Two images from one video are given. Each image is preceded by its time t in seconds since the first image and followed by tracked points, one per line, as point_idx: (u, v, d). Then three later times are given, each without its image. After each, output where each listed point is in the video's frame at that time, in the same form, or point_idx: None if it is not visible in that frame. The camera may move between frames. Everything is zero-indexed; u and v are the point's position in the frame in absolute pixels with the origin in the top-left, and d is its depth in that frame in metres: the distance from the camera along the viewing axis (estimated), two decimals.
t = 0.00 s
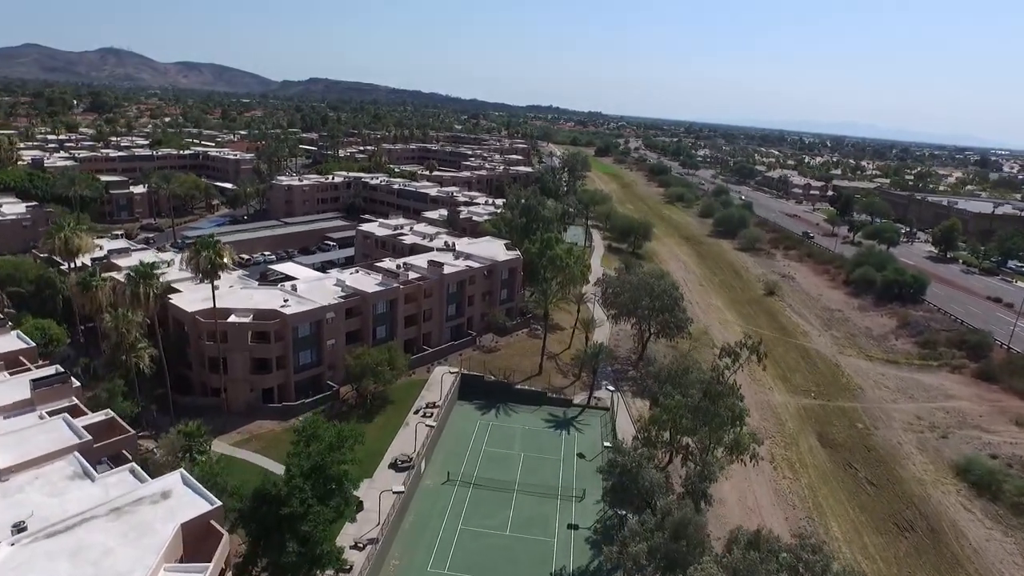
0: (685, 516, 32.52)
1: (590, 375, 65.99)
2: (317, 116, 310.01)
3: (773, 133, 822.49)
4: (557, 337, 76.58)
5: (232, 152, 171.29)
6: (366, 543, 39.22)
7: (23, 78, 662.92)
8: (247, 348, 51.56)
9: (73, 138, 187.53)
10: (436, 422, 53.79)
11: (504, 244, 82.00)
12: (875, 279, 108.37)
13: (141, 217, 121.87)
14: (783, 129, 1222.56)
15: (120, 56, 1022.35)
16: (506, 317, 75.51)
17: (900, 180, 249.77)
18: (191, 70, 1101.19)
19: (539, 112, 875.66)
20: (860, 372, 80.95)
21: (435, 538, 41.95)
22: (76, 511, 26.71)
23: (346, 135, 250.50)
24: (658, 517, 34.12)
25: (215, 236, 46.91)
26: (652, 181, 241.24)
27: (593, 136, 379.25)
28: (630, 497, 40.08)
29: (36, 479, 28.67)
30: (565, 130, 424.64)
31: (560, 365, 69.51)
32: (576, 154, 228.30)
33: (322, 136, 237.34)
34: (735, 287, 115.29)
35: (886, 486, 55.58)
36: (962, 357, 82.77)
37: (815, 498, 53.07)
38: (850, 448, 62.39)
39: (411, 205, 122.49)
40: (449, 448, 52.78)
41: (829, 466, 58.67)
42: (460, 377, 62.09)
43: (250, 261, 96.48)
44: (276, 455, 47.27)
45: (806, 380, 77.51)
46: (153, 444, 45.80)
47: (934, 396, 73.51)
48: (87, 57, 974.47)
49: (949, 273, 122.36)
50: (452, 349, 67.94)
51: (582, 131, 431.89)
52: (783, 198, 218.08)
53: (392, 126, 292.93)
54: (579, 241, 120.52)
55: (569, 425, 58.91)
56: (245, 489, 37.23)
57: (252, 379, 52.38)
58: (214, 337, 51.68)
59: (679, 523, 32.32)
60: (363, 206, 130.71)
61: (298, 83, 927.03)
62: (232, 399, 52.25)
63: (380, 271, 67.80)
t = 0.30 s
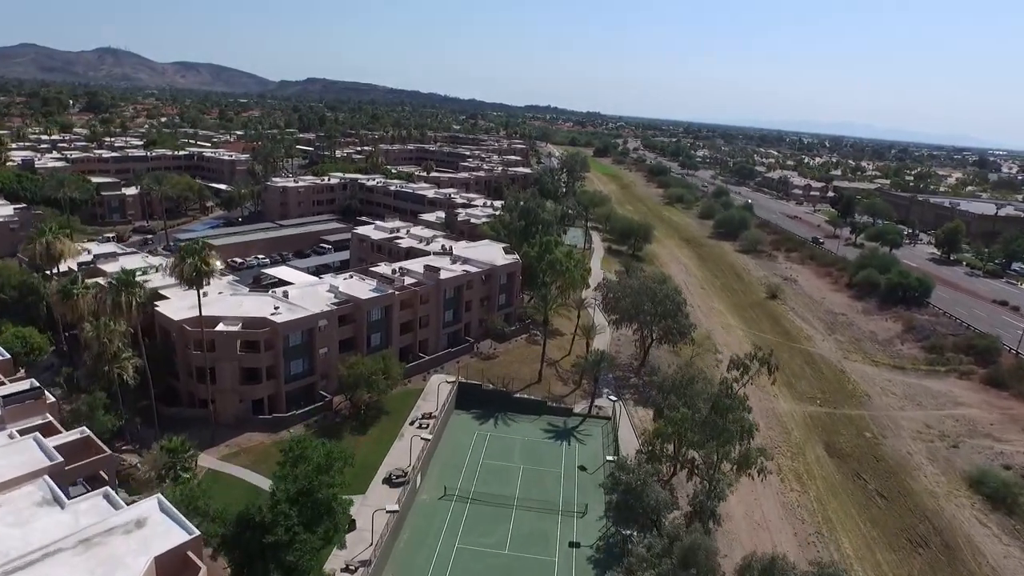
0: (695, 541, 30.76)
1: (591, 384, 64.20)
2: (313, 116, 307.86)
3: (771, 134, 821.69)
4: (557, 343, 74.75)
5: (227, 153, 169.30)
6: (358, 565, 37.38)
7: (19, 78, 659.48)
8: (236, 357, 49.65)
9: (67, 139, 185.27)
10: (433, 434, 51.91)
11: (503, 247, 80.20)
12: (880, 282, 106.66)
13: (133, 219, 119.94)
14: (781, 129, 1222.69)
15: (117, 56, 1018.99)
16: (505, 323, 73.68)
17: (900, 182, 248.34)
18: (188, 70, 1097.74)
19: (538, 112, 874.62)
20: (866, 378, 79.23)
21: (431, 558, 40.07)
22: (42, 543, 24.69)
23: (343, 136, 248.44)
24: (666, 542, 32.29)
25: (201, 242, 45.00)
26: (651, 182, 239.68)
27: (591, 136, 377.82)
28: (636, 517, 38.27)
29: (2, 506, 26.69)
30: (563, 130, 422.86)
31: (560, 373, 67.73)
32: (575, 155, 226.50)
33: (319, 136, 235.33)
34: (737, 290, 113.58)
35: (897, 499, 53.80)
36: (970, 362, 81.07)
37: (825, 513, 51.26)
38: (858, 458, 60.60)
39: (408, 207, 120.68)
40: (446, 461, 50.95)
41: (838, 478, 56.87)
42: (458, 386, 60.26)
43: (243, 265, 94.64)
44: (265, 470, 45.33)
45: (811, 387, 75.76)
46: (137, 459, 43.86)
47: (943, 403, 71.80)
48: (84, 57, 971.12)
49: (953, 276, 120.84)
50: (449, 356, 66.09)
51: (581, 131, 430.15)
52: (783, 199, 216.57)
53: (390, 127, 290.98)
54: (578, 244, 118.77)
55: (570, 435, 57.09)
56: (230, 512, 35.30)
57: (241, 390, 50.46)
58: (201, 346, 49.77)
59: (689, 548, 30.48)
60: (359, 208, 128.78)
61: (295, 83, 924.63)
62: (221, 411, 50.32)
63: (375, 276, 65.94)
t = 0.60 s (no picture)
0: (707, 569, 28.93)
1: (591, 393, 62.36)
2: (310, 116, 305.75)
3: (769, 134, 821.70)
4: (556, 349, 72.94)
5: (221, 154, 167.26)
6: None
7: (14, 78, 656.24)
8: (224, 368, 47.76)
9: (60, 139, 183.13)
10: (428, 447, 50.03)
11: (501, 251, 78.34)
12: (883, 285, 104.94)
13: (125, 221, 117.94)
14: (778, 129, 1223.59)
15: (115, 56, 1015.85)
16: (503, 329, 71.86)
17: (899, 183, 247.17)
18: (185, 70, 1093.90)
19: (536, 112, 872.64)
20: (871, 384, 77.55)
21: None
22: None
23: (339, 136, 246.36)
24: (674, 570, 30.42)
25: (184, 248, 43.05)
26: (651, 183, 238.14)
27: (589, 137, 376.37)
28: (640, 537, 36.45)
29: None
30: (561, 130, 421.31)
31: (559, 381, 65.92)
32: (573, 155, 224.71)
33: (315, 137, 233.29)
34: (738, 292, 111.95)
35: (909, 512, 52.04)
36: (979, 369, 79.28)
37: (834, 528, 49.46)
38: (867, 469, 58.83)
39: (405, 209, 118.81)
40: (441, 475, 49.10)
41: (847, 490, 55.09)
42: (454, 395, 58.40)
43: (235, 269, 92.76)
44: (253, 486, 43.42)
45: (816, 394, 74.02)
46: (118, 476, 41.92)
47: (952, 410, 70.13)
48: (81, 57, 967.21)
49: (957, 278, 119.36)
50: (445, 364, 64.20)
51: (579, 131, 428.49)
52: (783, 200, 215.08)
53: (387, 127, 289.00)
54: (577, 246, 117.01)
55: (570, 446, 55.29)
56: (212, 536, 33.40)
57: (229, 402, 48.57)
58: (187, 356, 47.86)
59: None
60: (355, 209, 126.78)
61: (293, 84, 921.70)
62: (207, 423, 48.38)
63: (369, 282, 64.07)
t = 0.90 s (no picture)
0: None
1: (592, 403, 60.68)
2: (307, 116, 303.68)
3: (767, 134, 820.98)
4: (556, 356, 71.25)
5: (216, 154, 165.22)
6: None
7: (9, 78, 652.37)
8: (211, 380, 45.91)
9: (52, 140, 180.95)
10: (424, 460, 48.26)
11: (499, 255, 76.61)
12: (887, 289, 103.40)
13: (116, 224, 115.96)
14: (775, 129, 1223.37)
15: (111, 56, 1011.74)
16: (501, 336, 70.13)
17: (899, 184, 245.94)
18: (182, 70, 1090.02)
19: (534, 112, 870.97)
20: (877, 391, 76.00)
21: None
22: None
23: (336, 137, 244.25)
24: None
25: (168, 257, 41.35)
26: (649, 184, 236.69)
27: (587, 137, 375.14)
28: (645, 560, 34.70)
29: None
30: (560, 131, 419.53)
31: (559, 389, 64.22)
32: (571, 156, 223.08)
33: (311, 137, 231.30)
34: (739, 296, 110.41)
35: (921, 527, 50.38)
36: (987, 375, 77.72)
37: (845, 544, 47.73)
38: (876, 480, 57.16)
39: (401, 211, 117.06)
40: (437, 490, 47.35)
41: (856, 503, 53.38)
42: (451, 406, 56.65)
43: (228, 273, 90.94)
44: (240, 503, 41.64)
45: (821, 401, 72.40)
46: (98, 493, 40.03)
47: (961, 418, 68.56)
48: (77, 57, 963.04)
49: (960, 281, 117.93)
50: (441, 373, 62.47)
51: (577, 132, 426.75)
52: (782, 201, 213.64)
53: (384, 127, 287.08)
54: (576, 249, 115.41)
55: (571, 458, 53.55)
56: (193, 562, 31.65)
57: (216, 415, 46.71)
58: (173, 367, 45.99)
59: None
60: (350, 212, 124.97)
61: (290, 84, 918.68)
62: (194, 437, 46.53)
63: (363, 288, 62.30)
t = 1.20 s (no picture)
0: None
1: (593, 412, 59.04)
2: (304, 117, 301.92)
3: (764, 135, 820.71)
4: (555, 363, 69.60)
5: (211, 155, 163.29)
6: None
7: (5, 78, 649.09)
8: (198, 392, 44.12)
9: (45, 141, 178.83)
10: (419, 475, 46.52)
11: (497, 259, 74.93)
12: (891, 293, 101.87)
13: (108, 226, 114.17)
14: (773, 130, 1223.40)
15: (108, 56, 1008.43)
16: (499, 343, 68.46)
17: (899, 185, 244.72)
18: (179, 70, 1086.97)
19: (533, 112, 868.25)
20: (883, 398, 74.45)
21: None
22: None
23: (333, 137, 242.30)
24: None
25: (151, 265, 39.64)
26: (648, 185, 235.20)
27: (585, 137, 373.63)
28: None
29: None
30: (558, 131, 417.94)
31: (559, 398, 62.56)
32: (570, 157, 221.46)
33: (308, 138, 229.38)
34: (741, 299, 108.86)
35: (933, 542, 48.77)
36: (995, 382, 76.20)
37: (856, 562, 46.04)
38: (885, 492, 55.57)
39: (398, 213, 115.27)
40: (434, 505, 45.63)
41: (866, 517, 51.73)
42: (448, 416, 54.99)
43: (221, 277, 88.80)
44: (227, 521, 39.90)
45: (826, 409, 70.83)
46: (78, 512, 38.33)
47: (969, 427, 67.06)
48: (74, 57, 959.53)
49: (964, 284, 116.56)
50: (438, 382, 60.78)
51: (575, 132, 425.28)
52: (782, 202, 212.19)
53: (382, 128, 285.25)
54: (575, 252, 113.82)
55: (572, 470, 51.85)
56: None
57: (203, 428, 44.92)
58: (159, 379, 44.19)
59: None
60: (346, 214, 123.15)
61: (288, 85, 916.14)
62: (180, 451, 44.76)
63: (357, 294, 60.60)
